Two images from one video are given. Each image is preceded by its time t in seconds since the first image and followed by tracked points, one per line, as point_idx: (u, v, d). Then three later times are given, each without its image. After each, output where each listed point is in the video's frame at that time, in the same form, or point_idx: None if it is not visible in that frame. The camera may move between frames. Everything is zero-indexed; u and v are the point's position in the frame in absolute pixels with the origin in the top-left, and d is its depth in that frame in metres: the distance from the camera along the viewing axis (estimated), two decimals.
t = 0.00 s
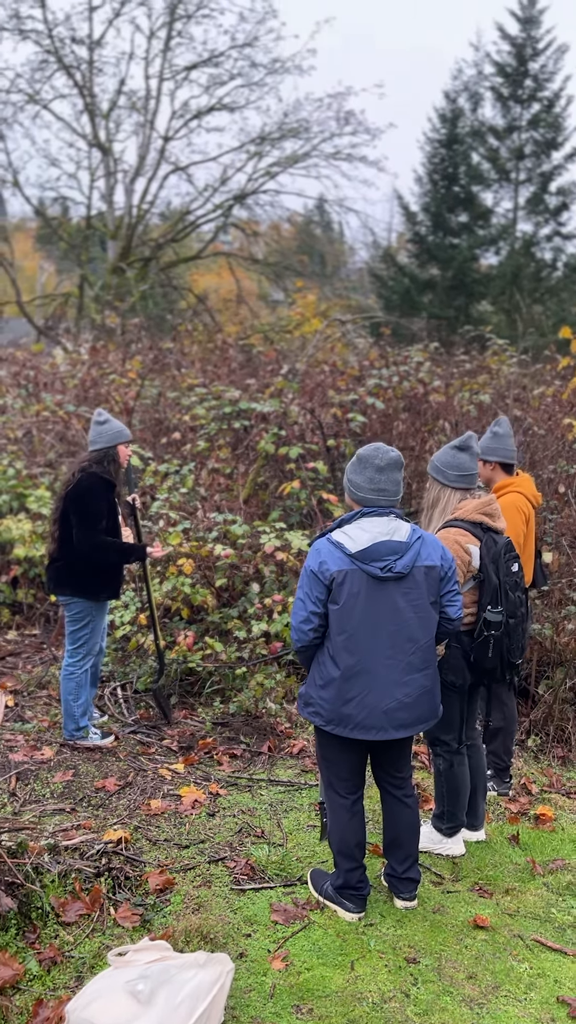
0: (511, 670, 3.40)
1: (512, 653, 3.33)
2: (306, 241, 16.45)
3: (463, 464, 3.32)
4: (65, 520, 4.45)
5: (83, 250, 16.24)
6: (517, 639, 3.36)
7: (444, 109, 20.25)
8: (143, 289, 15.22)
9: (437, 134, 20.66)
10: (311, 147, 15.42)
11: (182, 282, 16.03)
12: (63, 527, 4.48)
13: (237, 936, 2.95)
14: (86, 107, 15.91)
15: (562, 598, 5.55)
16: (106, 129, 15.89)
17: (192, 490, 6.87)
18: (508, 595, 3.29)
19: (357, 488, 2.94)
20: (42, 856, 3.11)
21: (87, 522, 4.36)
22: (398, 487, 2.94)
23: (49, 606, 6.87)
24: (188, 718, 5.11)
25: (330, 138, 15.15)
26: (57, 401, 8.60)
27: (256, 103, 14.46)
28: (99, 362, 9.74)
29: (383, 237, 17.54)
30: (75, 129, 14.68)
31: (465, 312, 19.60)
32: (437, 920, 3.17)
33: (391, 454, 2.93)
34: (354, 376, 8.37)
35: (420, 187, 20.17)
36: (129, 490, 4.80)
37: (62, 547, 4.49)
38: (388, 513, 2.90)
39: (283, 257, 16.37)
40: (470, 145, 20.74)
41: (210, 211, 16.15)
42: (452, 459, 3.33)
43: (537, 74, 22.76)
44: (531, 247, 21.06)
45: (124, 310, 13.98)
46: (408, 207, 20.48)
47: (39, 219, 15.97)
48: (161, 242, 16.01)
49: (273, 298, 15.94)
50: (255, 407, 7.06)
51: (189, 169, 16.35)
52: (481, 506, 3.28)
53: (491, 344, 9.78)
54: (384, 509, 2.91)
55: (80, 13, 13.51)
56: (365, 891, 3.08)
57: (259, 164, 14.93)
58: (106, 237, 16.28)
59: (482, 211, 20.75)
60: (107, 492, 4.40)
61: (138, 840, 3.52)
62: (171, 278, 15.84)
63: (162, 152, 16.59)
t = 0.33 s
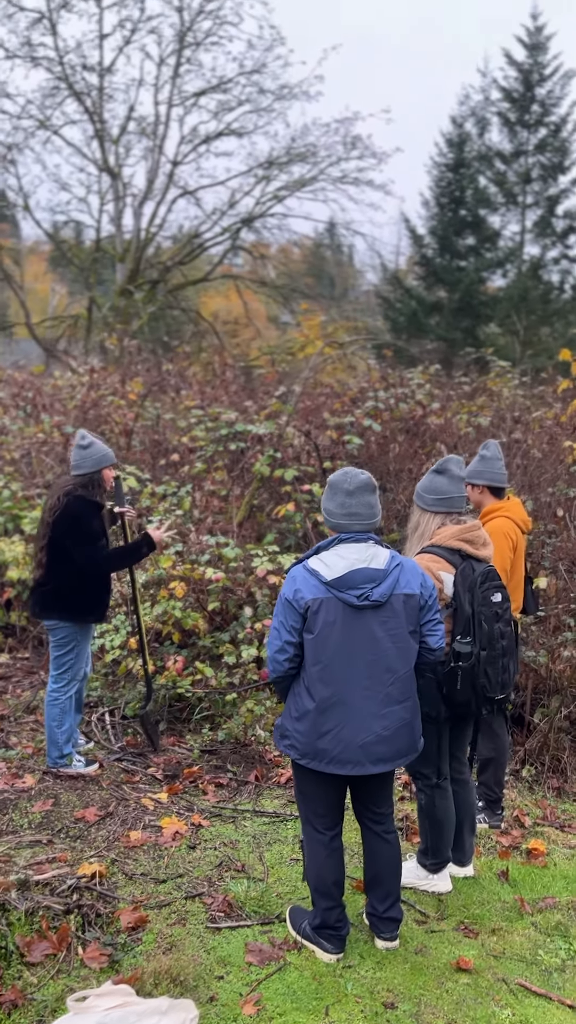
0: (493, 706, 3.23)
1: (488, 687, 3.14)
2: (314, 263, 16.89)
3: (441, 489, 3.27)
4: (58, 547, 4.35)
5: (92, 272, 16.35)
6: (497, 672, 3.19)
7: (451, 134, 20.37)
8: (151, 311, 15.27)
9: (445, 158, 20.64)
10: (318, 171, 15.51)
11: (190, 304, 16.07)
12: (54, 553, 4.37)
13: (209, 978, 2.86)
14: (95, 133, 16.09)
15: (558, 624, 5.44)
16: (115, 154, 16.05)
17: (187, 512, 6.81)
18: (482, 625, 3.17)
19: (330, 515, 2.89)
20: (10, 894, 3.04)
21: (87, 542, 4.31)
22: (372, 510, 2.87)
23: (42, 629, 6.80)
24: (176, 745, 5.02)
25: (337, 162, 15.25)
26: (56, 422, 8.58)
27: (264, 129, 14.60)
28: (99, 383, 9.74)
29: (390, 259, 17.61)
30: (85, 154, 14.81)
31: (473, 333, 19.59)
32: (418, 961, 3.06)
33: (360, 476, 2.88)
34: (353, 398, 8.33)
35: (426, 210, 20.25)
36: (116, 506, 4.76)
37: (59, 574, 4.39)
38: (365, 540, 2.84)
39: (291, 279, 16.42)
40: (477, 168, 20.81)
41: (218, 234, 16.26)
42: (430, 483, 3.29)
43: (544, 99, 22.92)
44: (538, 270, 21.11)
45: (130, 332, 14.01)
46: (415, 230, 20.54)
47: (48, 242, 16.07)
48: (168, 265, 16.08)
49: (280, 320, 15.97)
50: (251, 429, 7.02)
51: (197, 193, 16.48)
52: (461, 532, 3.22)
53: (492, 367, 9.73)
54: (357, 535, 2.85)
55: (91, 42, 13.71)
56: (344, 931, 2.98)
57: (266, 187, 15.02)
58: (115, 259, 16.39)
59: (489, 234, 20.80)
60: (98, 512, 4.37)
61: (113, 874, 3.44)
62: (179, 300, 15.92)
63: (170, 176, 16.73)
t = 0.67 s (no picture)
0: (487, 735, 3.15)
1: (478, 716, 3.07)
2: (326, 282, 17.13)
3: (426, 509, 3.23)
4: (56, 570, 4.28)
5: (103, 291, 16.43)
6: (488, 700, 3.11)
7: (461, 153, 20.45)
8: (162, 330, 15.32)
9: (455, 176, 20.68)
10: (328, 190, 15.55)
11: (201, 322, 16.11)
12: (52, 576, 4.30)
13: (190, 1016, 2.81)
14: (107, 154, 16.25)
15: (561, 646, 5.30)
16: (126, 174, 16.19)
17: (187, 531, 6.75)
18: (471, 652, 3.09)
19: (310, 538, 2.84)
20: None
21: (85, 557, 4.24)
22: (351, 530, 2.81)
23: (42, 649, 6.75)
24: (170, 769, 4.94)
25: (348, 181, 15.30)
26: (59, 440, 8.57)
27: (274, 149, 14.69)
28: (104, 400, 9.73)
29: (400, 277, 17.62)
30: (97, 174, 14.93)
31: (484, 351, 19.53)
32: (409, 1000, 2.97)
33: (337, 497, 2.83)
34: (356, 416, 8.27)
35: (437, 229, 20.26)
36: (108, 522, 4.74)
37: (60, 596, 4.32)
38: (349, 561, 2.78)
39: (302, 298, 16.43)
40: (487, 187, 20.84)
41: (229, 253, 16.32)
42: (415, 505, 3.27)
43: (554, 119, 22.99)
44: (550, 288, 21.07)
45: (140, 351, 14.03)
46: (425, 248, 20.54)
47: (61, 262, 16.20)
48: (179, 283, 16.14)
49: (291, 339, 15.97)
50: (251, 447, 6.98)
51: (208, 212, 16.56)
52: (449, 554, 3.15)
53: (500, 384, 9.65)
54: (339, 557, 2.79)
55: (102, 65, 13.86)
56: (332, 967, 2.89)
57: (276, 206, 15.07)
58: (126, 278, 16.45)
59: (500, 252, 20.79)
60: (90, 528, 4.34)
61: (98, 904, 3.40)
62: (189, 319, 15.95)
63: (181, 196, 16.86)
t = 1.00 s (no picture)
0: (488, 753, 3.10)
1: (477, 734, 3.03)
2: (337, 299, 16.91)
3: (419, 523, 3.26)
4: (60, 584, 4.29)
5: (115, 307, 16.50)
6: (488, 718, 3.07)
7: (472, 169, 20.52)
8: (174, 346, 15.40)
9: (466, 192, 20.72)
10: (340, 206, 15.60)
11: (213, 339, 16.18)
12: (56, 590, 4.30)
13: None
14: (120, 172, 16.39)
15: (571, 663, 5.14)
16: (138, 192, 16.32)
17: (194, 546, 6.73)
18: (470, 668, 3.06)
19: (307, 551, 2.82)
20: None
21: (90, 569, 4.27)
22: (349, 543, 2.80)
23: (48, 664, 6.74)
24: (175, 786, 4.90)
25: (359, 197, 15.34)
26: (68, 455, 8.58)
27: (287, 166, 14.78)
28: (113, 414, 9.74)
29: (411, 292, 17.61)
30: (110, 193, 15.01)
31: (497, 366, 19.49)
32: None
33: (334, 509, 2.81)
34: (364, 430, 8.25)
35: (448, 244, 20.27)
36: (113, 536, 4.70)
37: (64, 610, 4.30)
38: (344, 574, 2.75)
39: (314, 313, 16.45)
40: (499, 203, 20.87)
41: (241, 269, 16.37)
42: (408, 521, 3.30)
43: (565, 135, 23.05)
44: (563, 303, 21.02)
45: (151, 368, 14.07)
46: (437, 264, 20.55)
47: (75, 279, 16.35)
48: (191, 300, 16.22)
49: (303, 355, 15.97)
50: (258, 462, 6.98)
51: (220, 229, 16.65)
52: (450, 568, 3.12)
53: (510, 398, 9.60)
54: (336, 570, 2.77)
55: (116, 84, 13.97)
56: (333, 989, 2.84)
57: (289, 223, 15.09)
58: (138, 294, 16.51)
59: (512, 267, 20.76)
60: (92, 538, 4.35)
61: (97, 922, 3.40)
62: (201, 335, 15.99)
63: (193, 213, 16.98)
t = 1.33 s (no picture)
0: (499, 767, 3.07)
1: (488, 747, 3.00)
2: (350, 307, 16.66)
3: (425, 534, 3.25)
4: (70, 594, 4.30)
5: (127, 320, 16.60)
6: (499, 731, 3.04)
7: (483, 180, 20.55)
8: (186, 358, 15.46)
9: (476, 204, 20.77)
10: (351, 218, 15.65)
11: (225, 351, 16.24)
12: (66, 600, 4.30)
13: None
14: (132, 186, 16.54)
15: None
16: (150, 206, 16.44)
17: (205, 558, 6.72)
18: (480, 681, 3.03)
19: (312, 563, 2.81)
20: None
21: (100, 578, 4.28)
22: (355, 555, 2.78)
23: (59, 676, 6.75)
24: (184, 799, 4.87)
25: (369, 210, 15.38)
26: (79, 467, 8.62)
27: (297, 179, 14.84)
28: (124, 426, 9.77)
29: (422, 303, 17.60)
30: (122, 207, 15.12)
31: (509, 377, 19.43)
32: None
33: (340, 520, 2.80)
34: (375, 441, 8.23)
35: (459, 256, 20.30)
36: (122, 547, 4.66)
37: (76, 620, 4.31)
38: (350, 586, 2.74)
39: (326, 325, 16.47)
40: (510, 214, 20.90)
41: (252, 282, 16.43)
42: (413, 533, 3.29)
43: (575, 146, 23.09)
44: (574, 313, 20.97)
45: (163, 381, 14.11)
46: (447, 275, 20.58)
47: (88, 293, 16.49)
48: (202, 312, 16.29)
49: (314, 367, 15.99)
50: (268, 473, 7.00)
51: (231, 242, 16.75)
52: (459, 579, 3.10)
53: (522, 409, 9.57)
54: (342, 582, 2.75)
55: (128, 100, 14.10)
56: (343, 1006, 2.79)
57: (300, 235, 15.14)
58: (150, 307, 16.59)
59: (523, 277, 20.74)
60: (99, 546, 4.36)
61: (106, 937, 3.38)
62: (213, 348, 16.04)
63: (204, 226, 17.08)
